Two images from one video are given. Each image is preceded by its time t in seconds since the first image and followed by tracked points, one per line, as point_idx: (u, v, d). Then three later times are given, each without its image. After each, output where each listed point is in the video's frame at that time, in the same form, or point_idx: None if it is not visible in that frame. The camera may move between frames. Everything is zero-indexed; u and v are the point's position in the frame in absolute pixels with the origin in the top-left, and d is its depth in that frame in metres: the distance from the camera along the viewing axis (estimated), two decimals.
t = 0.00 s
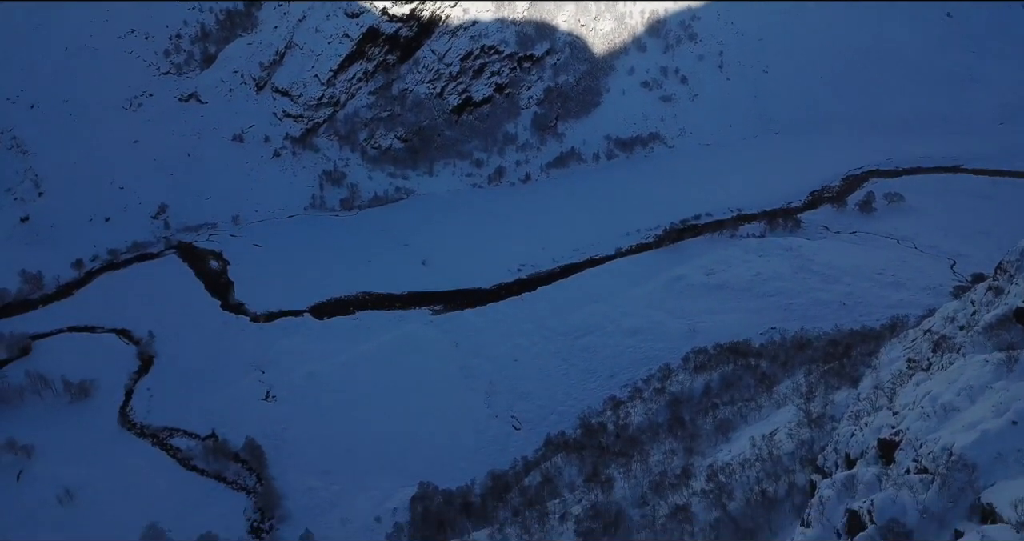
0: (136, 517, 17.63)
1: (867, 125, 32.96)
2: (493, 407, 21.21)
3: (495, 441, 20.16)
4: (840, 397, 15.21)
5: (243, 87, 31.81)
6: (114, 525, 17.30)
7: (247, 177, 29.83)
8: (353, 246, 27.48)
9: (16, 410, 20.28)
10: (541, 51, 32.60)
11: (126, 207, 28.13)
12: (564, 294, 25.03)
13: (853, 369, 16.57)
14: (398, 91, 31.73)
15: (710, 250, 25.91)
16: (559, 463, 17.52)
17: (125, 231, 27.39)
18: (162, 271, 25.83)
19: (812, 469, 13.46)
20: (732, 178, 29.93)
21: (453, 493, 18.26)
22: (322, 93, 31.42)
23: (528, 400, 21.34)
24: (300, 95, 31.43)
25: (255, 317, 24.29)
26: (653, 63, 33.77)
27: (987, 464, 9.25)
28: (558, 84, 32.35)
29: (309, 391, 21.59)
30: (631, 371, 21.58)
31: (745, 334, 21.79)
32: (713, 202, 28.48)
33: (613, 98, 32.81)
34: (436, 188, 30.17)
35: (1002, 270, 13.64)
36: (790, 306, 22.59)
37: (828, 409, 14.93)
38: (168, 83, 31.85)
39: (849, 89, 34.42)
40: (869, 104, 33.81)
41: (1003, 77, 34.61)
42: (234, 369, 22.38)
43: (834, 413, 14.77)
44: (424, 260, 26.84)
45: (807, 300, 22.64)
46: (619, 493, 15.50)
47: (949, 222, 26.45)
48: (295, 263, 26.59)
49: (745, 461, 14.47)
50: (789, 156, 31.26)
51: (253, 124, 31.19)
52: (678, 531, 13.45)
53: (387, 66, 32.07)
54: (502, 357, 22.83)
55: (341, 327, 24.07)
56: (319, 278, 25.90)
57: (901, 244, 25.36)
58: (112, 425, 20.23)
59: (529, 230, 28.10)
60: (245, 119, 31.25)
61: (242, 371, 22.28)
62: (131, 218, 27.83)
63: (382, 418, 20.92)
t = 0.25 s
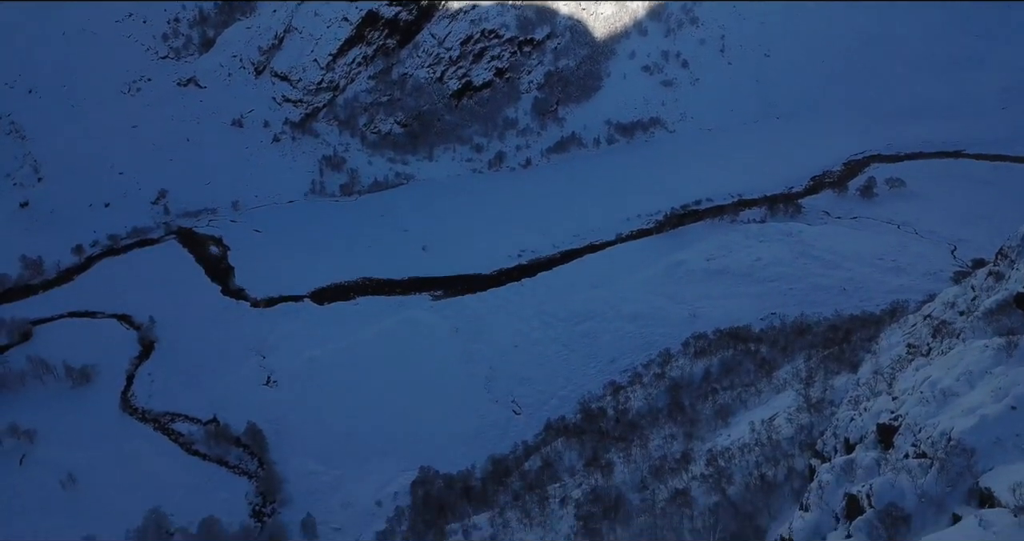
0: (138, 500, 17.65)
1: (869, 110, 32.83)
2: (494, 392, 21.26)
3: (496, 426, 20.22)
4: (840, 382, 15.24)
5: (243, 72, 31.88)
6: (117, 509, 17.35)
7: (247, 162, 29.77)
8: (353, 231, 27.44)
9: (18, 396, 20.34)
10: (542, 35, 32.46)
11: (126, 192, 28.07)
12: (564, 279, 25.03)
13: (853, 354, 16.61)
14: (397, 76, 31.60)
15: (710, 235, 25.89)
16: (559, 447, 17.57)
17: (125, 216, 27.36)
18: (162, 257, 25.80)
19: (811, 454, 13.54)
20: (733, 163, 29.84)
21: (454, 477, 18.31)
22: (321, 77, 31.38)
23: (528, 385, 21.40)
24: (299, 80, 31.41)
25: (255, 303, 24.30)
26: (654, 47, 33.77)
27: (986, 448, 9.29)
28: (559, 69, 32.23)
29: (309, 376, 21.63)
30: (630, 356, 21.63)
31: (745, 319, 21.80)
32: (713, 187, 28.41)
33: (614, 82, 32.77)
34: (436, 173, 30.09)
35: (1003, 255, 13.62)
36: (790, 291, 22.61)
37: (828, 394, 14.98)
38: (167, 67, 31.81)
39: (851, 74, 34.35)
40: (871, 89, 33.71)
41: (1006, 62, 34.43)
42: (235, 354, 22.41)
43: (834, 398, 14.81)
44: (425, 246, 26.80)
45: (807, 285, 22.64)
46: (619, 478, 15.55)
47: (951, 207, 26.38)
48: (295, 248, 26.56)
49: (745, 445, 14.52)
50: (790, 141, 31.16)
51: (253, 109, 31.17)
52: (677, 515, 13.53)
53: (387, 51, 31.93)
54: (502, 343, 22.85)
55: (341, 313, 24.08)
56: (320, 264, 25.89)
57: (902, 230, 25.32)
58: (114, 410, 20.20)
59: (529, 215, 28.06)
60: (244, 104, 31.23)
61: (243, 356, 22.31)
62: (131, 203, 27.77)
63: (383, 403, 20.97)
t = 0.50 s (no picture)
0: (140, 484, 17.71)
1: (871, 94, 32.66)
2: (494, 377, 21.30)
3: (496, 410, 20.28)
4: (839, 367, 15.27)
5: (241, 56, 31.75)
6: (120, 493, 17.44)
7: (246, 147, 29.68)
8: (353, 216, 27.38)
9: (20, 381, 20.39)
10: (542, 19, 32.77)
11: (125, 177, 28.01)
12: (564, 264, 25.02)
13: (853, 338, 16.64)
14: (397, 59, 31.66)
15: (711, 220, 25.85)
16: (559, 431, 17.62)
17: (124, 201, 27.31)
18: (162, 242, 25.77)
19: (811, 438, 13.60)
20: (734, 147, 29.71)
21: (454, 461, 18.38)
22: (321, 61, 31.54)
23: (528, 370, 21.44)
24: (298, 63, 31.53)
25: (256, 288, 24.31)
26: (655, 31, 33.56)
27: (985, 432, 9.33)
28: (559, 52, 32.32)
29: (310, 362, 21.68)
30: (630, 341, 21.66)
31: (745, 304, 21.81)
32: (715, 171, 28.31)
33: (614, 66, 32.70)
34: (436, 158, 30.01)
35: (1004, 240, 13.60)
36: (790, 276, 22.60)
37: (827, 379, 15.01)
38: (165, 51, 31.64)
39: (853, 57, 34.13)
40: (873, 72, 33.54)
41: (1010, 46, 34.24)
42: (236, 339, 22.43)
43: (833, 382, 14.84)
44: (425, 231, 26.76)
45: (808, 270, 22.63)
46: (619, 462, 15.60)
47: (952, 191, 26.32)
48: (295, 233, 26.53)
49: (745, 429, 14.57)
50: (792, 125, 31.04)
51: (252, 94, 31.05)
52: (676, 499, 13.62)
53: (386, 34, 32.05)
54: (502, 328, 22.88)
55: (342, 298, 24.08)
56: (320, 249, 25.85)
57: (902, 214, 25.28)
58: (116, 395, 20.23)
59: (529, 200, 28.00)
60: (243, 89, 31.11)
61: (244, 341, 22.34)
62: (130, 188, 27.71)
63: (384, 388, 21.02)
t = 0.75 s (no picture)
0: (141, 469, 17.75)
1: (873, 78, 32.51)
2: (494, 362, 21.32)
3: (496, 395, 20.31)
4: (839, 352, 15.28)
5: (239, 39, 31.87)
6: (122, 477, 17.52)
7: (245, 131, 29.59)
8: (353, 201, 27.31)
9: (21, 366, 20.43)
10: (542, 4, 33.22)
11: (124, 162, 27.94)
12: (564, 250, 25.00)
13: (853, 323, 16.65)
14: (396, 43, 31.79)
15: (711, 205, 25.81)
16: (559, 416, 17.67)
17: (123, 186, 27.26)
18: (162, 227, 25.73)
19: (810, 423, 13.63)
20: (736, 132, 29.59)
21: (455, 445, 18.42)
22: (319, 45, 31.59)
23: (528, 355, 21.47)
24: (297, 47, 31.57)
25: (256, 273, 24.29)
26: (655, 16, 33.89)
27: (984, 417, 9.34)
28: (559, 36, 32.49)
29: (310, 347, 21.70)
30: (630, 326, 21.68)
31: (745, 290, 21.81)
32: (715, 156, 28.22)
33: (614, 50, 32.76)
34: (436, 142, 29.89)
35: (1005, 225, 13.58)
36: (790, 261, 22.59)
37: (827, 364, 15.03)
38: (162, 35, 31.66)
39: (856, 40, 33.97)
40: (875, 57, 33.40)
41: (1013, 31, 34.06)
42: (237, 324, 22.44)
43: (833, 367, 14.86)
44: (425, 216, 26.71)
45: (808, 255, 22.61)
46: (618, 446, 15.65)
47: (953, 176, 26.24)
48: (295, 218, 26.47)
49: (744, 414, 14.61)
50: (793, 109, 30.91)
51: (251, 79, 31.03)
52: (675, 483, 13.69)
53: (386, 18, 32.31)
54: (502, 313, 22.88)
55: (342, 283, 24.06)
56: (320, 234, 25.81)
57: (903, 199, 25.22)
58: (118, 380, 20.26)
59: (530, 185, 27.92)
60: (242, 74, 31.09)
61: (245, 327, 22.35)
62: (129, 173, 27.65)
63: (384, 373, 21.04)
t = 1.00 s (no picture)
0: (143, 454, 17.74)
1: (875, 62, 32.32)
2: (494, 347, 21.33)
3: (496, 380, 20.33)
4: (838, 337, 15.28)
5: (237, 23, 31.90)
6: (123, 461, 17.54)
7: (244, 116, 29.47)
8: (352, 186, 27.24)
9: (22, 351, 20.44)
10: None
11: (123, 147, 27.86)
12: (564, 235, 24.97)
13: (853, 308, 16.63)
14: (395, 27, 32.02)
15: (711, 190, 25.75)
16: (559, 400, 17.70)
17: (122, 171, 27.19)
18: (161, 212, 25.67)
19: (809, 407, 13.64)
20: (736, 117, 29.45)
21: (455, 430, 18.46)
22: (318, 29, 31.83)
23: (528, 340, 21.48)
24: (296, 31, 31.75)
25: (256, 259, 24.27)
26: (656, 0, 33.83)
27: (983, 402, 9.35)
28: (559, 21, 32.48)
29: (310, 332, 21.71)
30: (630, 312, 21.69)
31: (745, 275, 21.80)
32: (716, 141, 28.12)
33: (614, 34, 32.65)
34: (435, 127, 29.80)
35: (1006, 210, 13.53)
36: (790, 246, 22.56)
37: (827, 349, 15.04)
38: (160, 19, 31.67)
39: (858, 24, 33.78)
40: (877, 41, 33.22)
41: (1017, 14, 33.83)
42: (237, 310, 22.45)
43: (832, 352, 14.86)
44: (424, 201, 26.66)
45: (808, 241, 22.58)
46: (618, 431, 15.70)
47: (954, 161, 26.14)
48: (294, 203, 26.42)
49: (743, 399, 14.65)
50: (794, 93, 30.79)
51: (249, 63, 30.96)
52: (675, 468, 13.74)
53: (385, 2, 32.55)
54: (502, 299, 22.88)
55: (341, 269, 24.03)
56: (319, 219, 25.76)
57: (904, 184, 25.15)
58: (118, 365, 20.27)
59: (529, 170, 27.84)
60: (241, 58, 31.02)
61: (245, 312, 22.36)
62: (128, 158, 27.58)
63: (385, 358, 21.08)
